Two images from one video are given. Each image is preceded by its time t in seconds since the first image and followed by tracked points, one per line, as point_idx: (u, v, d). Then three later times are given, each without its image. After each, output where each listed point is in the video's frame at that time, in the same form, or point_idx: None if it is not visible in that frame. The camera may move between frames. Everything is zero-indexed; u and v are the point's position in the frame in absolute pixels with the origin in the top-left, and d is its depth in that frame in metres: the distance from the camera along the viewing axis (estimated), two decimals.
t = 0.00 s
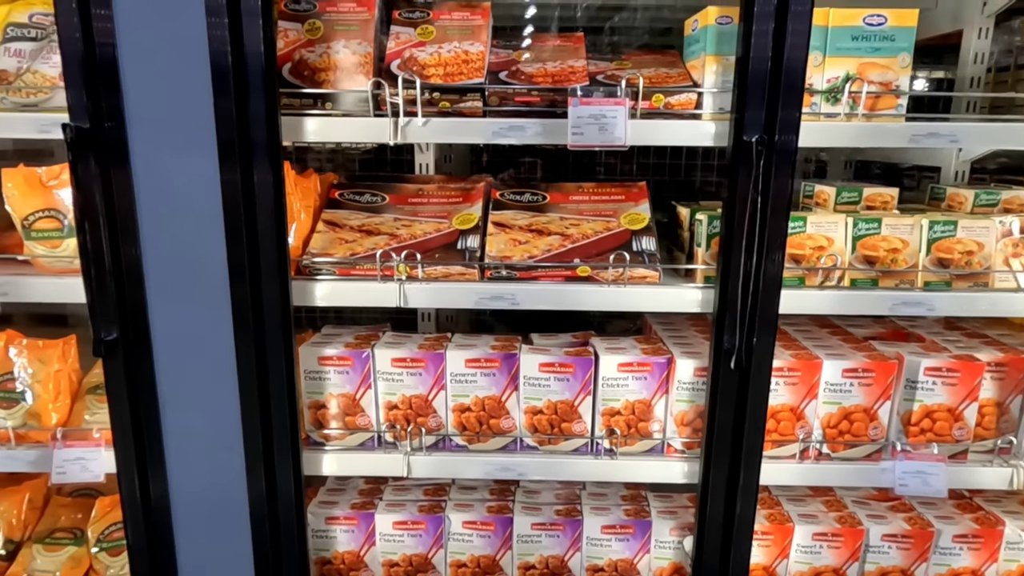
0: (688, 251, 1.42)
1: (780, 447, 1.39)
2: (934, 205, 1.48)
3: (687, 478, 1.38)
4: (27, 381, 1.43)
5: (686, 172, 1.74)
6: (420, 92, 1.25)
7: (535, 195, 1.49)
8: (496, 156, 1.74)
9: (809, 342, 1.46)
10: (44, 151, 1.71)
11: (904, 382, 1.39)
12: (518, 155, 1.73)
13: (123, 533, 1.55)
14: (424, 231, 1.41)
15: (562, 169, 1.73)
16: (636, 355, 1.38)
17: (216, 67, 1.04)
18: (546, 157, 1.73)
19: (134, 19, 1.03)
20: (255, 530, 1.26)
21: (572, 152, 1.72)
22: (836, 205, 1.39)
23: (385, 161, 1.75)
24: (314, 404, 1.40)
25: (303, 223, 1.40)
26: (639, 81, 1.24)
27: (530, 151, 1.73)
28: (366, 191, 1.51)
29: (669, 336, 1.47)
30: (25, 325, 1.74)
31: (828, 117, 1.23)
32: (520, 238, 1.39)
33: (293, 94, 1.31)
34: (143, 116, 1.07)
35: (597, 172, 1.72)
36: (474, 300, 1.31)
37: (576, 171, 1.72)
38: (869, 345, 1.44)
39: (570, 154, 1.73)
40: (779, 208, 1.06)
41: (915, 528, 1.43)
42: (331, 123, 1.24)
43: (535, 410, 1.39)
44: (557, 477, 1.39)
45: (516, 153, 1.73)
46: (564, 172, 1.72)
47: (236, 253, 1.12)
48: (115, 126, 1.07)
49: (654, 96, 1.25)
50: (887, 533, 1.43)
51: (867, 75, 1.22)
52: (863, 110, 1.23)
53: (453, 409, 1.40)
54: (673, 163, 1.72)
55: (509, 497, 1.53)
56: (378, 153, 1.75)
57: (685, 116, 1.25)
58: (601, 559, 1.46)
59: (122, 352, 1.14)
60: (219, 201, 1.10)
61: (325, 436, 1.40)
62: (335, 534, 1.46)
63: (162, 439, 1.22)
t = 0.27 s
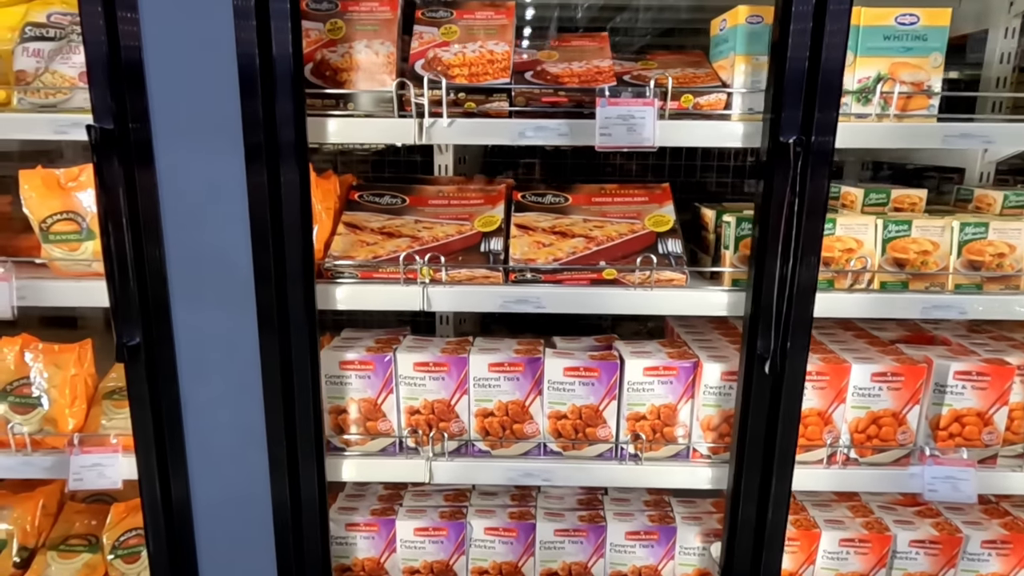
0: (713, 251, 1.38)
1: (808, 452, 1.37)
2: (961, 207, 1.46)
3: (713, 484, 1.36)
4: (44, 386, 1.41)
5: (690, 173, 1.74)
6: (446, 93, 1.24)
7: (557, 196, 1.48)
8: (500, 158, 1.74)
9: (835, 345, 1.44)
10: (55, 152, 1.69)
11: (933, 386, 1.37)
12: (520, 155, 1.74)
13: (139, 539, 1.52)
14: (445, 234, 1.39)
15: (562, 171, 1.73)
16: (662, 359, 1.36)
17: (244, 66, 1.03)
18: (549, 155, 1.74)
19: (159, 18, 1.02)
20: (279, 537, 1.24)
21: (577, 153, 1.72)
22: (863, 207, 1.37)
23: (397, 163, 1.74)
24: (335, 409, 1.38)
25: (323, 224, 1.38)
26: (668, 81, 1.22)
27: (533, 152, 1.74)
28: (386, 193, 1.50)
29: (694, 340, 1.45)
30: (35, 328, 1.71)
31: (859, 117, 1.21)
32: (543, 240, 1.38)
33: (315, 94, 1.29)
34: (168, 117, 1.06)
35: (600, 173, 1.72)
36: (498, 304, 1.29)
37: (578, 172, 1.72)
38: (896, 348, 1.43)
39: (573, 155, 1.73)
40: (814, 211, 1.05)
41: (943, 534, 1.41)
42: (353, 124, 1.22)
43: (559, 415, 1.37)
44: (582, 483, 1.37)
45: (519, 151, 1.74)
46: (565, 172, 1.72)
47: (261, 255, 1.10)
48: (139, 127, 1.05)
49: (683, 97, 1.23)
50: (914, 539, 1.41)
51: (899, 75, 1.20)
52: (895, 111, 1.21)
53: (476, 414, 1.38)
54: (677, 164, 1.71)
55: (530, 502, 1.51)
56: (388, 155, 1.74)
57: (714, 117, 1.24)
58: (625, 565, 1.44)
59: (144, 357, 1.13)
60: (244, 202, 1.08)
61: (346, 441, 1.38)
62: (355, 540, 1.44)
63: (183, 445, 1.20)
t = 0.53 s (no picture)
0: (734, 257, 1.33)
1: (834, 467, 1.32)
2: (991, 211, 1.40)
3: (736, 500, 1.31)
4: (37, 400, 1.35)
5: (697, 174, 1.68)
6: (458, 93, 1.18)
7: (571, 200, 1.42)
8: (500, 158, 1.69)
9: (861, 355, 1.38)
10: (51, 153, 1.63)
11: (965, 398, 1.31)
12: (521, 156, 1.69)
13: (138, 557, 1.46)
14: (456, 239, 1.33)
15: (562, 172, 1.69)
16: (683, 371, 1.30)
17: (247, 65, 0.97)
18: (550, 154, 1.70)
19: (157, 15, 0.96)
20: (283, 557, 1.19)
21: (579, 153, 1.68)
22: (892, 211, 1.31)
23: (399, 164, 1.69)
24: (341, 422, 1.33)
25: (329, 230, 1.32)
26: (692, 81, 1.16)
27: (533, 152, 1.70)
28: (393, 197, 1.44)
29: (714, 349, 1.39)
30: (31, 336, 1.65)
31: (892, 118, 1.15)
32: (559, 246, 1.32)
33: (321, 94, 1.23)
34: (168, 119, 1.00)
35: (604, 174, 1.67)
36: (512, 314, 1.24)
37: (579, 172, 1.68)
38: (925, 358, 1.37)
39: (578, 156, 1.69)
40: (853, 216, 0.99)
41: (974, 551, 1.36)
42: (359, 125, 1.16)
43: (576, 429, 1.31)
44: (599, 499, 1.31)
45: (518, 154, 1.69)
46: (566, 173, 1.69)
47: (266, 264, 1.05)
48: (137, 130, 1.00)
49: (708, 97, 1.18)
50: (944, 557, 1.36)
51: (934, 74, 1.15)
52: (930, 112, 1.15)
53: (488, 428, 1.32)
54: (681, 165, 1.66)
55: (544, 518, 1.46)
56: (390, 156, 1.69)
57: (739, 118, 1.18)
58: None
59: (143, 370, 1.07)
60: (247, 207, 1.03)
61: (353, 456, 1.33)
62: (362, 558, 1.39)
63: (184, 461, 1.14)
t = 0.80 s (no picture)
0: (761, 260, 1.21)
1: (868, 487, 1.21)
2: None
3: (761, 525, 1.19)
4: None
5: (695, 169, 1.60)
6: (459, 80, 1.07)
7: (581, 198, 1.31)
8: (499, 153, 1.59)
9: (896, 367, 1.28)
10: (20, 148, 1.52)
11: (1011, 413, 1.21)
12: (524, 152, 1.59)
13: None
14: (456, 241, 1.22)
15: (567, 170, 1.58)
16: (704, 384, 1.19)
17: (219, 44, 0.86)
18: (553, 150, 1.58)
19: None
20: None
21: (584, 146, 1.57)
22: (932, 209, 1.20)
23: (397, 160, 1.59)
24: (331, 441, 1.21)
25: (318, 231, 1.21)
26: (719, 65, 1.05)
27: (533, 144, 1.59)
28: (388, 194, 1.33)
29: (737, 360, 1.28)
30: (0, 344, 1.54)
31: (938, 107, 1.04)
32: (569, 249, 1.20)
33: (309, 80, 1.10)
34: (130, 106, 0.89)
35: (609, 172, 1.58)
36: (518, 322, 1.13)
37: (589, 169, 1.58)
38: (966, 370, 1.26)
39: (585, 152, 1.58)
40: (904, 216, 0.88)
41: None
42: (350, 116, 1.05)
43: (587, 448, 1.20)
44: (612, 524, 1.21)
45: (519, 151, 1.59)
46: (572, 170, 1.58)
47: (243, 268, 0.93)
48: (94, 119, 0.88)
49: (737, 83, 1.06)
50: None
51: (986, 58, 1.04)
52: (981, 100, 1.04)
53: (492, 446, 1.21)
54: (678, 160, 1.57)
55: (551, 542, 1.35)
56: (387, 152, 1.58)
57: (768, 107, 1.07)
58: None
59: (106, 388, 0.96)
60: (221, 209, 0.92)
61: (344, 477, 1.22)
62: None
63: (154, 488, 1.03)
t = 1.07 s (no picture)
0: (785, 259, 1.08)
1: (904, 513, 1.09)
2: None
3: (786, 556, 1.07)
4: None
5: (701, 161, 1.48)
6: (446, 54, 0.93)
7: (583, 190, 1.17)
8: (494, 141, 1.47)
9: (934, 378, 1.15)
10: None
11: None
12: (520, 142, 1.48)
13: None
14: (444, 239, 1.08)
15: (566, 163, 1.47)
16: (724, 400, 1.06)
17: (156, 16, 0.74)
18: (551, 141, 1.45)
19: None
20: None
21: (586, 134, 1.44)
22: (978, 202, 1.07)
23: (384, 151, 1.45)
24: (303, 464, 1.08)
25: (288, 229, 1.06)
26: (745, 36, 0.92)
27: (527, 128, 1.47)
28: (368, 186, 1.19)
29: (758, 372, 1.14)
30: None
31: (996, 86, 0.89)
32: (572, 248, 1.07)
33: (272, 55, 0.97)
34: (51, 90, 0.77)
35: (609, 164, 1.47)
36: (514, 331, 1.00)
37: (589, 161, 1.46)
38: (1014, 382, 1.13)
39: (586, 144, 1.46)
40: (966, 212, 0.76)
41: None
42: (322, 95, 0.92)
43: (591, 471, 1.07)
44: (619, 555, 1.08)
45: (516, 154, 1.47)
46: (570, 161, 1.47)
47: (188, 275, 0.81)
48: (12, 105, 0.76)
49: (765, 58, 0.93)
50: None
51: None
52: None
53: (484, 470, 1.08)
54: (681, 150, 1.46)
55: (551, 571, 1.22)
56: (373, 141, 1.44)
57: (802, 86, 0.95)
58: None
59: (31, 415, 0.83)
60: (162, 209, 0.80)
61: (319, 504, 1.08)
62: None
63: (90, 525, 0.90)
